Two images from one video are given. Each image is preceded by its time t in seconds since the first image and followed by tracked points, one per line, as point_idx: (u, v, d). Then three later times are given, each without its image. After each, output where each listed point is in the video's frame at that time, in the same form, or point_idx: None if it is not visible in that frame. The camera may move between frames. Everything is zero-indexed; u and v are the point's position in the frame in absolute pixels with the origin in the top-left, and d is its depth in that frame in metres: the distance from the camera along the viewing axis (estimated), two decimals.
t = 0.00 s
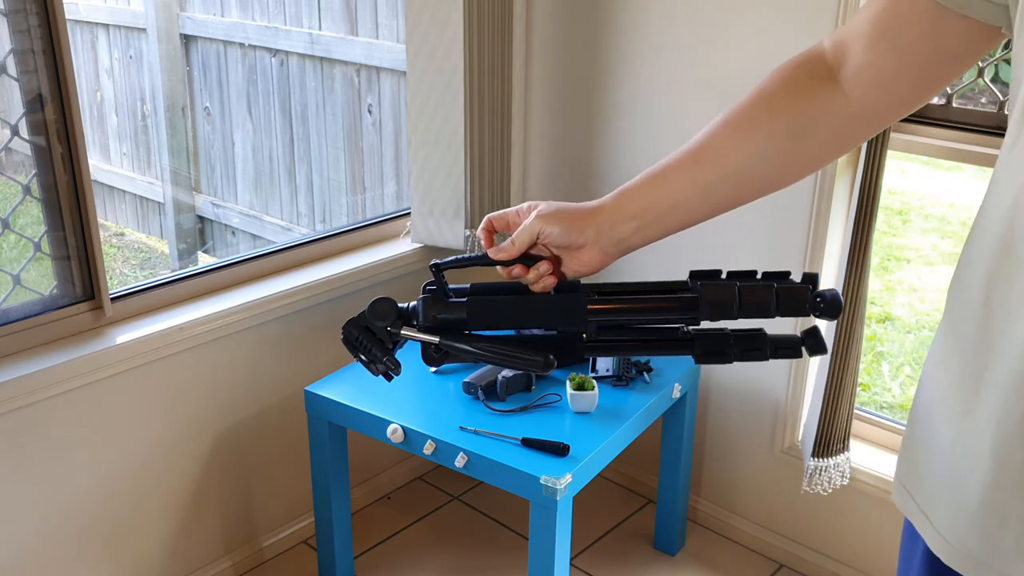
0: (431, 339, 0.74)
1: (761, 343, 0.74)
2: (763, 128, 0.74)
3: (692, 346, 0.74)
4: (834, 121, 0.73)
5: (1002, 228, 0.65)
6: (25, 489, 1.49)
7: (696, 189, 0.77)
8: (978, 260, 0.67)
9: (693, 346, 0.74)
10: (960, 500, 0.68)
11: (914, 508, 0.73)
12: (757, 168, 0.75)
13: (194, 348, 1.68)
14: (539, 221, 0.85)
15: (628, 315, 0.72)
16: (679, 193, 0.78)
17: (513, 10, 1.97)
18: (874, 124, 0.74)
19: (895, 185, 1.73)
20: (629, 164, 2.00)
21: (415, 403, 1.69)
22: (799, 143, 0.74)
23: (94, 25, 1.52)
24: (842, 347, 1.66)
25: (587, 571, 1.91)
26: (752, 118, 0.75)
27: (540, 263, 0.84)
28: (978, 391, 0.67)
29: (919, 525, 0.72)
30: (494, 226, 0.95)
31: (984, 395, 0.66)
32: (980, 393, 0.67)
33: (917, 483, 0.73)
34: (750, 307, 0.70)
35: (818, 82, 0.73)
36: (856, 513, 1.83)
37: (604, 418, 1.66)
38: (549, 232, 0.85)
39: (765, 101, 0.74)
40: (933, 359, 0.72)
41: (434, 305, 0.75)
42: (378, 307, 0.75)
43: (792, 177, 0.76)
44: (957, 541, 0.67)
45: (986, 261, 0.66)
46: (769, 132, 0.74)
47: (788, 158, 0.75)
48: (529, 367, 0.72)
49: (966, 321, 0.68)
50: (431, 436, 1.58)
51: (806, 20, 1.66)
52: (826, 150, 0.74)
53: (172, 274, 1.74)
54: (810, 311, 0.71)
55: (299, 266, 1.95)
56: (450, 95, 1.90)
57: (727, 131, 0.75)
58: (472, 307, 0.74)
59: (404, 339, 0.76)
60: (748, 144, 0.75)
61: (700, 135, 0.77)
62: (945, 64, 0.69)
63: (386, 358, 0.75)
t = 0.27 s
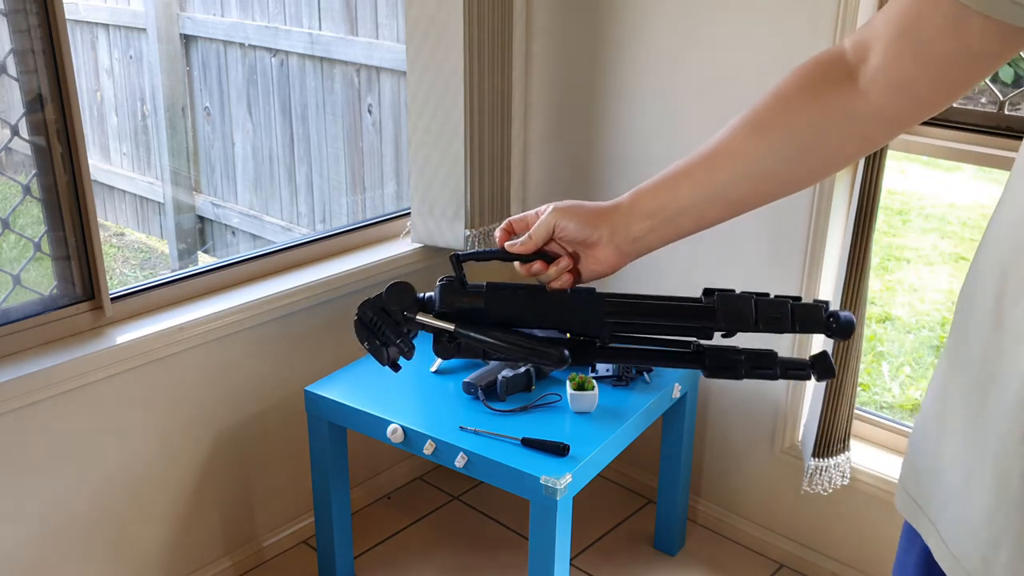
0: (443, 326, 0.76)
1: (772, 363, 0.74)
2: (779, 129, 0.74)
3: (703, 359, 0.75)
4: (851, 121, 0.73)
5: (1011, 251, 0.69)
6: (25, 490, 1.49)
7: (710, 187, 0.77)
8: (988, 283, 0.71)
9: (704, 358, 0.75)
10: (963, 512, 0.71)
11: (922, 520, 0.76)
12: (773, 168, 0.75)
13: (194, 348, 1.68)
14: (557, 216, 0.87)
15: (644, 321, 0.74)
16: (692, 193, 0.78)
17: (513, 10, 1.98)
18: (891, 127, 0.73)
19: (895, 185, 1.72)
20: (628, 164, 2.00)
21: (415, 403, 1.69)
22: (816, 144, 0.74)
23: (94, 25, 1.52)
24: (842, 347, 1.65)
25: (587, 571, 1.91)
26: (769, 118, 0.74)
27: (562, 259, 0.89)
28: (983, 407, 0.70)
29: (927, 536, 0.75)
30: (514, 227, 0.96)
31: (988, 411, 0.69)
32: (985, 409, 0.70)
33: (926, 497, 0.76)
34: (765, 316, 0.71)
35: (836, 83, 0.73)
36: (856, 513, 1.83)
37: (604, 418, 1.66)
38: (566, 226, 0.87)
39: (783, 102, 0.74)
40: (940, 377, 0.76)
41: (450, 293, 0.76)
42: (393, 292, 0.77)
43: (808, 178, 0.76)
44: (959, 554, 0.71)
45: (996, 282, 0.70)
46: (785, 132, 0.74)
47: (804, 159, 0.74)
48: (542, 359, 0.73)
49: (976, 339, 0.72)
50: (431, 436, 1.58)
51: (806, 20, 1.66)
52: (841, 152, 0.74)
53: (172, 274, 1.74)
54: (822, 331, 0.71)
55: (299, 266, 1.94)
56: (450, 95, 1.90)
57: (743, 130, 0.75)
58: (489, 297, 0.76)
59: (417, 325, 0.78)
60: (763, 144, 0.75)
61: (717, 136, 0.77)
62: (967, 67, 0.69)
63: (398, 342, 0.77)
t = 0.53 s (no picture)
0: (450, 325, 0.76)
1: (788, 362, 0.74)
2: (785, 128, 0.74)
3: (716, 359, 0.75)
4: (856, 120, 0.73)
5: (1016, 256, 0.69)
6: (25, 489, 1.49)
7: (715, 188, 0.78)
8: (994, 288, 0.71)
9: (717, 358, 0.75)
10: (968, 520, 0.70)
11: (928, 527, 0.76)
12: (777, 168, 0.75)
13: (194, 348, 1.68)
14: (559, 215, 0.89)
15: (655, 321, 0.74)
16: (697, 193, 0.79)
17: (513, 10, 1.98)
18: (898, 127, 0.73)
19: (895, 184, 1.72)
20: (628, 164, 2.00)
21: (415, 403, 1.69)
22: (821, 143, 0.74)
23: (94, 25, 1.52)
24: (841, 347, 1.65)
25: (587, 571, 1.91)
26: (775, 117, 0.74)
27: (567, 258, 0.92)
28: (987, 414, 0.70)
29: (933, 543, 0.75)
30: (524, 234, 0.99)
31: (993, 418, 0.69)
32: (990, 416, 0.69)
33: (932, 503, 0.76)
34: (776, 309, 0.72)
35: (843, 82, 0.73)
36: (856, 513, 1.83)
37: (604, 418, 1.66)
38: (569, 225, 0.89)
39: (789, 100, 0.74)
40: (946, 383, 0.76)
41: (456, 293, 0.77)
42: (404, 292, 0.78)
43: (813, 177, 0.76)
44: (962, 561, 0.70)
45: (1001, 287, 0.70)
46: (790, 131, 0.74)
47: (809, 158, 0.74)
48: (551, 355, 0.73)
49: (980, 344, 0.72)
50: (430, 436, 1.58)
51: (806, 20, 1.66)
52: (847, 152, 0.74)
53: (172, 274, 1.74)
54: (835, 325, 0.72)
55: (299, 266, 1.95)
56: (449, 95, 1.90)
57: (750, 129, 0.75)
58: (496, 296, 0.76)
59: (426, 326, 0.78)
60: (768, 144, 0.75)
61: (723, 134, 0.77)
62: (974, 67, 0.68)
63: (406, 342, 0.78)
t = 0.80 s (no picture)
0: (453, 325, 0.76)
1: (794, 363, 0.74)
2: (784, 130, 0.74)
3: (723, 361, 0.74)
4: (856, 122, 0.73)
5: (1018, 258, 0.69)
6: (25, 489, 1.49)
7: (714, 190, 0.78)
8: (995, 290, 0.71)
9: (723, 359, 0.74)
10: (970, 524, 0.70)
11: (928, 530, 0.75)
12: (776, 170, 0.75)
13: (194, 348, 1.68)
14: (561, 217, 0.89)
15: (661, 323, 0.73)
16: (696, 195, 0.79)
17: (513, 10, 1.98)
18: (898, 128, 0.73)
19: (895, 184, 1.72)
20: (628, 164, 2.00)
21: (415, 403, 1.69)
22: (820, 145, 0.74)
23: (94, 25, 1.52)
24: (842, 347, 1.65)
25: (587, 571, 1.91)
26: (774, 119, 0.75)
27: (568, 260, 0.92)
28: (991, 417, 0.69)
29: (932, 547, 0.74)
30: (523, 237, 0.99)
31: (996, 420, 0.69)
32: (993, 418, 0.69)
33: (930, 507, 0.76)
34: (780, 307, 0.72)
35: (842, 84, 0.73)
36: (856, 513, 1.83)
37: (604, 418, 1.66)
38: (569, 227, 0.89)
39: (788, 102, 0.74)
40: (946, 386, 0.76)
41: (458, 295, 0.77)
42: (406, 293, 0.78)
43: (813, 180, 0.76)
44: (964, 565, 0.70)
45: (1003, 288, 0.70)
46: (790, 133, 0.74)
47: (808, 160, 0.75)
48: (551, 355, 0.72)
49: (982, 346, 0.71)
50: (430, 436, 1.58)
51: (806, 20, 1.66)
52: (847, 154, 0.74)
53: (172, 274, 1.74)
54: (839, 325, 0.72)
55: (299, 266, 1.95)
56: (450, 95, 1.90)
57: (749, 131, 0.76)
58: (496, 298, 0.76)
59: (429, 330, 0.78)
60: (768, 146, 0.75)
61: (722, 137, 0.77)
62: (974, 68, 0.68)
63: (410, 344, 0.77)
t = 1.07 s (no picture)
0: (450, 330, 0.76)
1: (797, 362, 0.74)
2: (784, 134, 0.74)
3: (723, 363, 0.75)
4: (856, 124, 0.73)
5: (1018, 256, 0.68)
6: (25, 489, 1.49)
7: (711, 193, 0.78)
8: (994, 290, 0.71)
9: (724, 358, 0.74)
10: (971, 527, 0.69)
11: (928, 535, 0.74)
12: (774, 173, 0.75)
13: (194, 348, 1.68)
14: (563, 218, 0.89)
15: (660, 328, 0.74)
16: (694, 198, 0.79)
17: (513, 10, 1.98)
18: (899, 131, 0.73)
19: (895, 184, 1.72)
20: (628, 163, 2.00)
21: (415, 403, 1.69)
22: (821, 148, 0.74)
23: (94, 25, 1.52)
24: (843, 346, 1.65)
25: (587, 571, 1.91)
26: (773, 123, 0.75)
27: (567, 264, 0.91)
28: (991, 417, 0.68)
29: (932, 552, 0.73)
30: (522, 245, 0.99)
31: (994, 422, 0.68)
32: (994, 418, 0.68)
33: (927, 511, 0.75)
34: (779, 303, 0.72)
35: (841, 86, 0.73)
36: (856, 513, 1.83)
37: (604, 418, 1.66)
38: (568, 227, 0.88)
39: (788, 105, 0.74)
40: (946, 388, 0.75)
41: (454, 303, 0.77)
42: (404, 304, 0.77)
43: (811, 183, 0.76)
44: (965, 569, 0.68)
45: (1002, 287, 0.70)
46: (789, 137, 0.74)
47: (808, 162, 0.74)
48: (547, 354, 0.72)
49: (982, 345, 0.71)
50: (430, 436, 1.58)
51: (806, 20, 1.66)
52: (846, 158, 0.74)
53: (172, 274, 1.74)
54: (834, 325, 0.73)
55: (299, 266, 1.95)
56: (450, 95, 1.90)
57: (748, 135, 0.76)
58: (495, 302, 0.76)
59: (428, 336, 0.78)
60: (767, 149, 0.75)
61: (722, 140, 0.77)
62: (974, 69, 0.68)
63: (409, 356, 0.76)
